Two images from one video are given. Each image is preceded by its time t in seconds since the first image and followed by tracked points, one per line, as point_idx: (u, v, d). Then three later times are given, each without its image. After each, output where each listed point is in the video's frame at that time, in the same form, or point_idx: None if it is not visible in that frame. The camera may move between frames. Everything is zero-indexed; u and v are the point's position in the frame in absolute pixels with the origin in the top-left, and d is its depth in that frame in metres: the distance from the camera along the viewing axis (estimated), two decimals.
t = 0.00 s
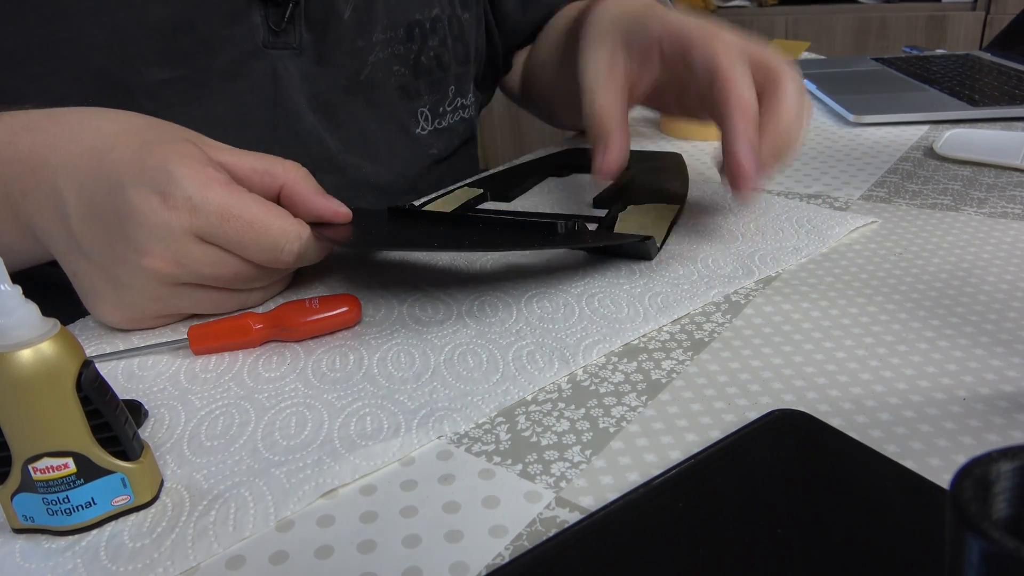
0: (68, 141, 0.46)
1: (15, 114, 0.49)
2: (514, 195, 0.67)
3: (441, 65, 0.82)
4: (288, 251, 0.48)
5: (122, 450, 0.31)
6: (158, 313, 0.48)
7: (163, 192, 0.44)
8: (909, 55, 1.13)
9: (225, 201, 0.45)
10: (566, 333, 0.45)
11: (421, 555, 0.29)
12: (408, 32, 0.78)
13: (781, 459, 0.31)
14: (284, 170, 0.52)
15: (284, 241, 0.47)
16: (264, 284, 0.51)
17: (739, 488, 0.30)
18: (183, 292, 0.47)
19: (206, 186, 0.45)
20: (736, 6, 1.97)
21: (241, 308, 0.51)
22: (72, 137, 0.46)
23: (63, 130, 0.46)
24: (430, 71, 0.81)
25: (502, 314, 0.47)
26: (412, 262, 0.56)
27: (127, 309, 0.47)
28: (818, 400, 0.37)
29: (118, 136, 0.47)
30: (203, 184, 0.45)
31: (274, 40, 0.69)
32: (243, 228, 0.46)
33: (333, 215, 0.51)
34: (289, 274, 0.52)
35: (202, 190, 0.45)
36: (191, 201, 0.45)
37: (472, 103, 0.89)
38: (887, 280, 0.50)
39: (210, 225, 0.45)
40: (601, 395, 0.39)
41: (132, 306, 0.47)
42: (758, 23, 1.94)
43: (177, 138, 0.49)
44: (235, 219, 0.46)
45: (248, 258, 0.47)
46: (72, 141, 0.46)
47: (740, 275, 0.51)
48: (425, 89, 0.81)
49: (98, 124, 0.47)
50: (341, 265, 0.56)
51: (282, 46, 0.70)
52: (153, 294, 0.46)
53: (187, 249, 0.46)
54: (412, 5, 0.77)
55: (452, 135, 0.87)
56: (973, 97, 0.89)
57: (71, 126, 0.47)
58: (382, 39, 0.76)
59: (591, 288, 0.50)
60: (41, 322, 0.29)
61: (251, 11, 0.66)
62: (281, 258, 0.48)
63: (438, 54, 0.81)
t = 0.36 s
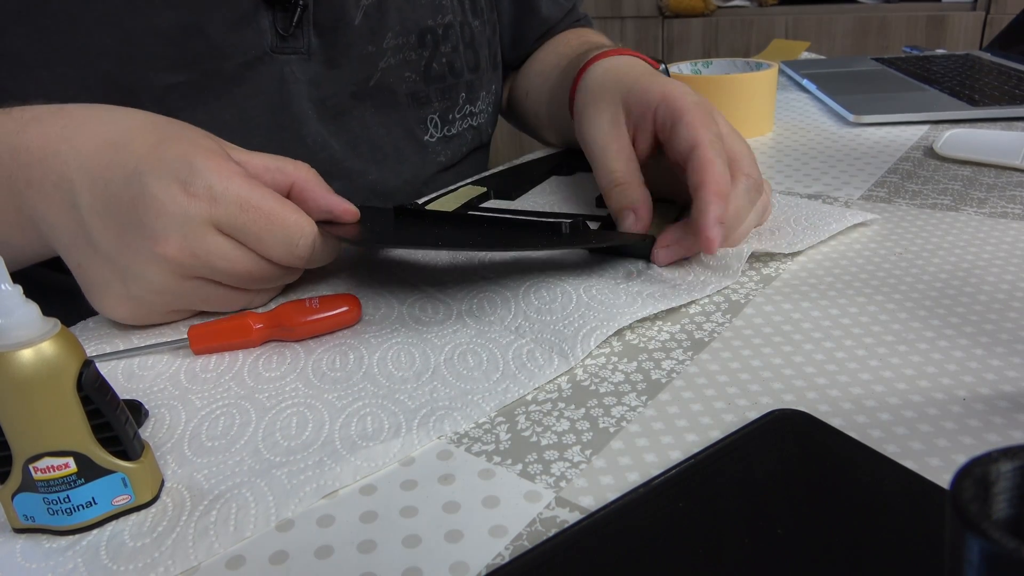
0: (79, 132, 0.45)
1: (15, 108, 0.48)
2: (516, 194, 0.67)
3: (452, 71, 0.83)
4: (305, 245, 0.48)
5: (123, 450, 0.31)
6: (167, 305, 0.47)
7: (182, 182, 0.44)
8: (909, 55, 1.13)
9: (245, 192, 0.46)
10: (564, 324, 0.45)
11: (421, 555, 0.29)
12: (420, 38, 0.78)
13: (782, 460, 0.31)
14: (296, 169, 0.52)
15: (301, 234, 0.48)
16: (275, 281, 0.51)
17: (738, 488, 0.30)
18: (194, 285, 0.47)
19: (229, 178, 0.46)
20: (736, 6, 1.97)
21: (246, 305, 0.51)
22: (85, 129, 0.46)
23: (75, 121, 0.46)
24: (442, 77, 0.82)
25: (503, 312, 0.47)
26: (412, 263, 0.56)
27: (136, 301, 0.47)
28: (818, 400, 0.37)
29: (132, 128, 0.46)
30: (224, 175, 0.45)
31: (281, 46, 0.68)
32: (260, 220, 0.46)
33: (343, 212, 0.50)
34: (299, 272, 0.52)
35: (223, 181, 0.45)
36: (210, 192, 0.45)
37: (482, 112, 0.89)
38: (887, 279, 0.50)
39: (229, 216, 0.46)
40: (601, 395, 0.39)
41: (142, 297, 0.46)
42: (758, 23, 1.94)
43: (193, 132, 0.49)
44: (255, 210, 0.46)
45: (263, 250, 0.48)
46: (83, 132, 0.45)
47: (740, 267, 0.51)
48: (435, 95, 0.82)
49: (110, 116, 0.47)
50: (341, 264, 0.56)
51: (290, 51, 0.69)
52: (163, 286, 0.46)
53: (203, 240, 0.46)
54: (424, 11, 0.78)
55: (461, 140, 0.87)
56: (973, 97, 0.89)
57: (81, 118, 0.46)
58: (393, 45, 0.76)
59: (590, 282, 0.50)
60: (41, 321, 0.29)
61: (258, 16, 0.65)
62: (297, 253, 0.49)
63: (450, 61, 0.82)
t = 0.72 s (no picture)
0: (82, 141, 0.45)
1: (13, 109, 0.47)
2: (518, 193, 0.67)
3: (452, 72, 0.83)
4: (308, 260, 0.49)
5: (123, 450, 0.31)
6: (168, 314, 0.47)
7: (189, 197, 0.45)
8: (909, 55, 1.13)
9: (252, 209, 0.46)
10: (564, 324, 0.45)
11: (421, 554, 0.29)
12: (418, 39, 0.78)
13: (782, 461, 0.31)
14: (300, 179, 0.52)
15: (305, 250, 0.48)
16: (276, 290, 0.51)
17: (738, 488, 0.30)
18: (196, 296, 0.48)
19: (236, 194, 0.46)
20: (736, 6, 1.97)
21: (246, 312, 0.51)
22: (87, 136, 0.45)
23: (76, 128, 0.46)
24: (440, 79, 0.82)
25: (503, 312, 0.47)
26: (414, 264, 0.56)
27: (137, 311, 0.47)
28: (818, 400, 0.37)
29: (137, 138, 0.46)
30: (233, 192, 0.46)
31: (279, 46, 0.69)
32: (267, 240, 0.46)
33: (348, 220, 0.51)
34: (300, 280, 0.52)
35: (231, 198, 0.45)
36: (217, 209, 0.45)
37: (481, 113, 0.89)
38: (887, 279, 0.50)
39: (235, 233, 0.46)
40: (601, 395, 0.39)
41: (143, 307, 0.46)
42: (758, 23, 1.94)
43: (198, 142, 0.49)
44: (262, 228, 0.46)
45: (267, 266, 0.48)
46: (86, 142, 0.45)
47: (741, 267, 0.51)
48: (435, 97, 0.82)
49: (112, 124, 0.47)
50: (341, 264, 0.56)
51: (287, 51, 0.69)
52: (167, 297, 0.46)
53: (208, 255, 0.46)
54: (423, 14, 0.78)
55: (461, 141, 0.87)
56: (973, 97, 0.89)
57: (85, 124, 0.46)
58: (392, 46, 0.76)
59: (590, 282, 0.50)
60: (42, 321, 0.29)
61: (255, 18, 0.65)
62: (300, 269, 0.49)
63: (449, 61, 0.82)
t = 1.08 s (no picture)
0: (83, 144, 0.45)
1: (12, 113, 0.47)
2: (519, 193, 0.67)
3: (452, 72, 0.83)
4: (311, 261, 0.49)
5: (123, 450, 0.31)
6: (170, 317, 0.47)
7: (193, 199, 0.45)
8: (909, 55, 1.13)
9: (254, 209, 0.46)
10: (564, 324, 0.45)
11: (421, 555, 0.29)
12: (418, 39, 0.78)
13: (783, 461, 0.31)
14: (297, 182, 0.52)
15: (308, 251, 0.48)
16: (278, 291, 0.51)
17: (738, 488, 0.30)
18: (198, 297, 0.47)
19: (237, 195, 0.46)
20: (736, 6, 1.97)
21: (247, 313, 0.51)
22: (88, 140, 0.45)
23: (77, 132, 0.46)
24: (440, 78, 0.82)
25: (502, 313, 0.47)
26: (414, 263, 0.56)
27: (138, 313, 0.46)
28: (818, 400, 0.37)
29: (137, 142, 0.46)
30: (235, 193, 0.46)
31: (277, 48, 0.68)
32: (270, 240, 0.46)
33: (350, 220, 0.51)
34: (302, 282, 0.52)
35: (232, 199, 0.45)
36: (221, 210, 0.45)
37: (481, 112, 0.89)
38: (887, 279, 0.50)
39: (237, 233, 0.46)
40: (601, 395, 0.39)
41: (144, 310, 0.46)
42: (758, 23, 1.94)
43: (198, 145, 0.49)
44: (265, 229, 0.46)
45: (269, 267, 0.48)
46: (87, 145, 0.45)
47: (741, 267, 0.51)
48: (435, 95, 0.82)
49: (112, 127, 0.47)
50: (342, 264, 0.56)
51: (286, 55, 0.69)
52: (170, 300, 0.46)
53: (210, 256, 0.46)
54: (422, 13, 0.78)
55: (461, 140, 0.87)
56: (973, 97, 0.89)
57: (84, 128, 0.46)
58: (392, 47, 0.76)
59: (590, 282, 0.50)
60: (42, 321, 0.29)
61: (255, 18, 0.65)
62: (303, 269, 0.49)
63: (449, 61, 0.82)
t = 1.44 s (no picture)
0: (82, 145, 0.45)
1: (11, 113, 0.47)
2: (519, 193, 0.67)
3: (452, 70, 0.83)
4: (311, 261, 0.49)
5: (123, 450, 0.31)
6: (170, 316, 0.47)
7: (193, 200, 0.45)
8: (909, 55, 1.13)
9: (255, 210, 0.46)
10: (564, 324, 0.45)
11: (420, 554, 0.29)
12: (418, 39, 0.78)
13: (782, 462, 0.31)
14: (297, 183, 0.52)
15: (308, 251, 0.48)
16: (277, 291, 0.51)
17: (738, 489, 0.30)
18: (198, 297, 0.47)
19: (238, 196, 0.46)
20: (736, 6, 1.97)
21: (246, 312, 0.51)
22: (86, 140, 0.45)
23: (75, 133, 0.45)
24: (441, 77, 0.82)
25: (503, 313, 0.47)
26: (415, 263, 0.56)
27: (138, 313, 0.46)
28: (818, 400, 0.37)
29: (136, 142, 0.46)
30: (235, 194, 0.46)
31: (277, 47, 0.68)
32: (270, 241, 0.46)
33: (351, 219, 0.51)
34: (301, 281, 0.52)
35: (233, 200, 0.45)
36: (221, 211, 0.45)
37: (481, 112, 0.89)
38: (887, 280, 0.50)
39: (238, 234, 0.46)
40: (601, 395, 0.39)
41: (144, 310, 0.46)
42: (758, 23, 1.94)
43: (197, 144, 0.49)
44: (265, 230, 0.46)
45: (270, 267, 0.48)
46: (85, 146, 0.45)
47: (741, 267, 0.51)
48: (436, 95, 0.82)
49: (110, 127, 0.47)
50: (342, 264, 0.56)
51: (286, 52, 0.69)
52: (170, 301, 0.46)
53: (211, 257, 0.46)
54: (422, 11, 0.78)
55: (461, 140, 0.87)
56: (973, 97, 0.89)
57: (87, 128, 0.46)
58: (393, 44, 0.76)
59: (590, 281, 0.50)
60: (42, 321, 0.29)
61: (255, 17, 0.65)
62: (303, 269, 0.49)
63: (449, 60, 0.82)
